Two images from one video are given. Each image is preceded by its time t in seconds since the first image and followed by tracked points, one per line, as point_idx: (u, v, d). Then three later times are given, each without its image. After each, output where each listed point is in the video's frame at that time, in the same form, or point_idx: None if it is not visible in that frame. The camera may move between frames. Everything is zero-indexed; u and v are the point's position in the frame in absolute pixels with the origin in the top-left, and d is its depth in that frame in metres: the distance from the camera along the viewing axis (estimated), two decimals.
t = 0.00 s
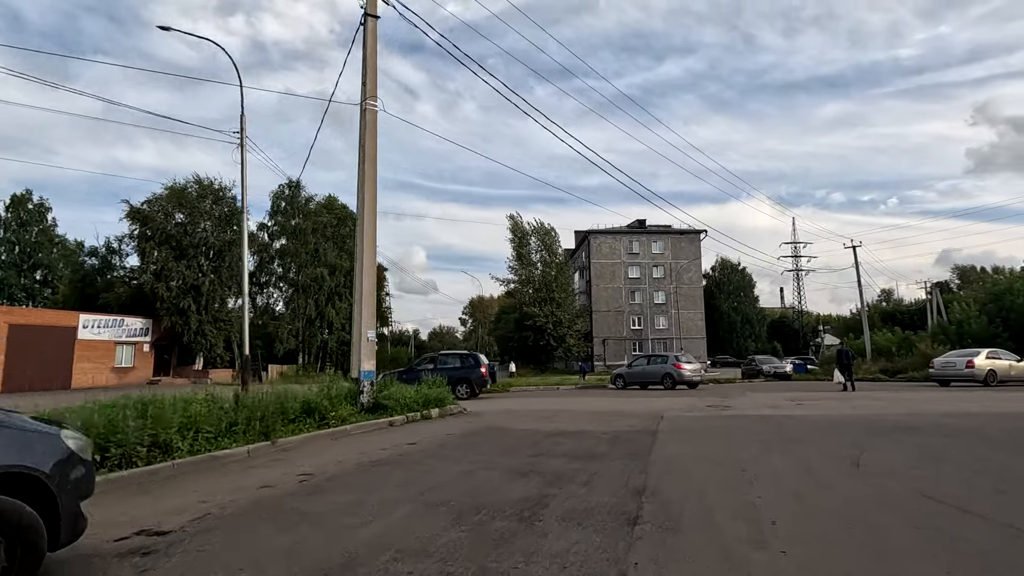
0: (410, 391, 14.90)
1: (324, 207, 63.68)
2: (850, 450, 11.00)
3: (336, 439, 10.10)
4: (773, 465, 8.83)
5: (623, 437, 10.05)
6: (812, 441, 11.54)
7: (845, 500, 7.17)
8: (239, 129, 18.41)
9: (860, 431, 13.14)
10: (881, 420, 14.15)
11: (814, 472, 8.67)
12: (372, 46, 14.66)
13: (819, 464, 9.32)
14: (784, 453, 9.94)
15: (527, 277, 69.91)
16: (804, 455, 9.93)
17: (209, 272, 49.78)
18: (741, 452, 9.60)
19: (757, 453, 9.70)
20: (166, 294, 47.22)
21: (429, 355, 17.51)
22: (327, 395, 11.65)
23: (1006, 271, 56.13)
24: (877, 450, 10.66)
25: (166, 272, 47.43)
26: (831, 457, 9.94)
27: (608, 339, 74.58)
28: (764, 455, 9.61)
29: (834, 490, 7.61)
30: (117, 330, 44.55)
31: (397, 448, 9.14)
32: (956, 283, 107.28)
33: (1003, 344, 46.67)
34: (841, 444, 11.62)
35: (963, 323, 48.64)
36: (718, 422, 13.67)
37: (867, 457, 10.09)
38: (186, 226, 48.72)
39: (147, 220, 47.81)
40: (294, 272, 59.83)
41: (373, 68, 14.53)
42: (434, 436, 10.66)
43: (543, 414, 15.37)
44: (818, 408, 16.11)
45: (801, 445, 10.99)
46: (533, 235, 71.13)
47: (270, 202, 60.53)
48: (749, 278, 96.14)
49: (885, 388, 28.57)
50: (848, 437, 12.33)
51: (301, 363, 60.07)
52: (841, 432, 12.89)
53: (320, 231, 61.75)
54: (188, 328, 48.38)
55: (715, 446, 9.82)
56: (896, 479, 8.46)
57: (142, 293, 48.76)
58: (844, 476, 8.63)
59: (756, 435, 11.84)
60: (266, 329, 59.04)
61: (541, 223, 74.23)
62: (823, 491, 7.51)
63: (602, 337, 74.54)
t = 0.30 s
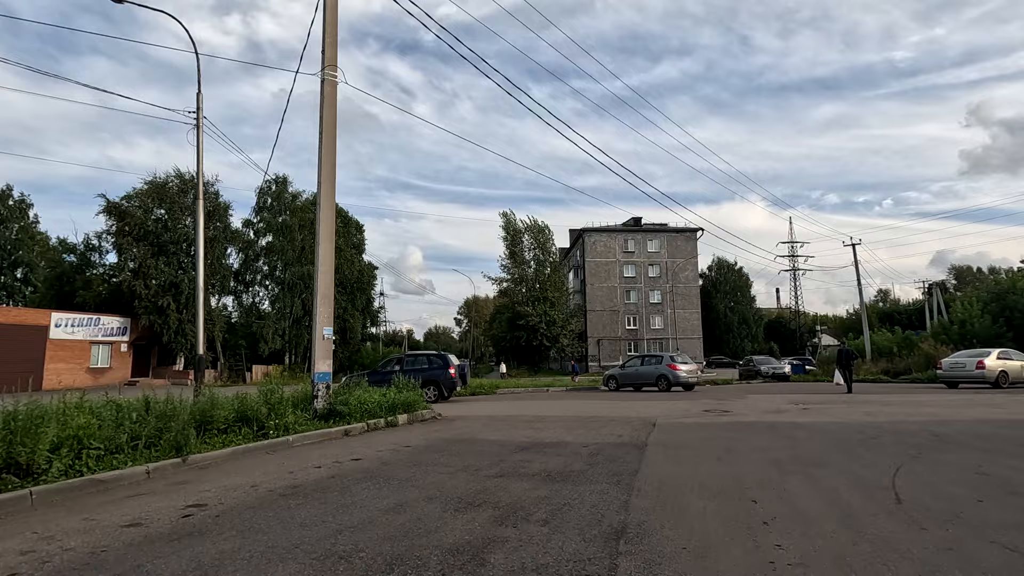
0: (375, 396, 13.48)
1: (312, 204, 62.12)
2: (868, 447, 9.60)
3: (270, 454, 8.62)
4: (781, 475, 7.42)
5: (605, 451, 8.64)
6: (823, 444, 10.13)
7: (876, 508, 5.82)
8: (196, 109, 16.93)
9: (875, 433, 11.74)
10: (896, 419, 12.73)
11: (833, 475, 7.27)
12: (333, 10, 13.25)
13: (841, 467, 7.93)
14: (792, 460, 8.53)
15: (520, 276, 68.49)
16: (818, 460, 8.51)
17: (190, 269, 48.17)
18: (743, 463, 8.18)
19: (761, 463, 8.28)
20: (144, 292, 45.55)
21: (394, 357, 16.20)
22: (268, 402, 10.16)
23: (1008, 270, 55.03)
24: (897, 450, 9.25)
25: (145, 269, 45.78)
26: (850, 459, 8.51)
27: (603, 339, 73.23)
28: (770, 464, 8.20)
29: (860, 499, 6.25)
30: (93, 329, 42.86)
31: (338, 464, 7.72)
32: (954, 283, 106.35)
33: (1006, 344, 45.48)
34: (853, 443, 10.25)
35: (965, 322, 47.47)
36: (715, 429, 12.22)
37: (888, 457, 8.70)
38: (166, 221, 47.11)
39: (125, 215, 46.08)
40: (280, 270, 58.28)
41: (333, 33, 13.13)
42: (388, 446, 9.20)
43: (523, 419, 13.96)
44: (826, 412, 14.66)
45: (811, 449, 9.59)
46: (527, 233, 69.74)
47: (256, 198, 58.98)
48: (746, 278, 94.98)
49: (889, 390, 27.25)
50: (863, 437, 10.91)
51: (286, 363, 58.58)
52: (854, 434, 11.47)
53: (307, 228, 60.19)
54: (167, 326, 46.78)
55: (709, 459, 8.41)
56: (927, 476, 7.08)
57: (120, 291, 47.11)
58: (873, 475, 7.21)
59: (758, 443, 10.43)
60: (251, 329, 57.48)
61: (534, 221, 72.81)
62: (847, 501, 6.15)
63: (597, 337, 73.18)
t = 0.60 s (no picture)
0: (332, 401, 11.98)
1: (298, 201, 60.49)
2: (892, 462, 8.24)
3: (182, 476, 7.16)
4: (797, 500, 6.13)
5: (584, 470, 7.21)
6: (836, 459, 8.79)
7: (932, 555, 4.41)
8: (146, 86, 15.42)
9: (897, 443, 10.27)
10: (918, 426, 11.26)
11: (860, 499, 6.00)
12: None
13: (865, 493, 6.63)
14: (805, 480, 7.23)
15: (512, 275, 67.02)
16: (835, 481, 7.21)
17: (169, 267, 46.46)
18: (748, 484, 6.88)
19: (769, 483, 7.00)
20: (120, 291, 43.93)
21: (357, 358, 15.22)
22: (190, 411, 8.66)
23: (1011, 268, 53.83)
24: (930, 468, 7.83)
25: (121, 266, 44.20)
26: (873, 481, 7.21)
27: (597, 339, 71.87)
28: (779, 485, 6.93)
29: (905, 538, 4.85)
30: (65, 329, 41.16)
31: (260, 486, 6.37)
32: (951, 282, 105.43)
33: (1010, 344, 44.26)
34: (874, 457, 8.87)
35: (967, 321, 46.23)
36: (713, 439, 10.80)
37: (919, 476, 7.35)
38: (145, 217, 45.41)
39: (100, 211, 44.34)
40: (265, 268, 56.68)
41: None
42: (330, 462, 7.83)
43: (499, 426, 12.53)
44: (836, 418, 13.19)
45: (824, 466, 8.26)
46: (519, 230, 68.28)
47: (241, 194, 57.33)
48: (742, 277, 93.72)
49: (895, 392, 25.88)
50: (885, 449, 9.46)
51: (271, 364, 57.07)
52: (873, 445, 10.01)
53: (293, 226, 58.45)
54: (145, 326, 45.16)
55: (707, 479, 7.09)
56: (980, 505, 5.71)
57: (95, 290, 45.41)
58: (909, 501, 5.91)
59: (761, 456, 9.10)
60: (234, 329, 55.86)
61: (527, 219, 71.31)
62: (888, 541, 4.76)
63: (591, 338, 71.79)
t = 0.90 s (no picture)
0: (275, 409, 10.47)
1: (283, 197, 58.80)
2: (928, 498, 6.80)
3: (43, 509, 5.68)
4: (821, 558, 4.77)
5: (551, 499, 5.83)
6: (858, 487, 7.37)
7: None
8: (80, 57, 13.92)
9: (924, 460, 8.81)
10: (944, 437, 9.80)
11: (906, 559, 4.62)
12: None
13: (911, 546, 5.19)
14: (827, 521, 5.84)
15: (503, 274, 65.61)
16: (864, 523, 5.83)
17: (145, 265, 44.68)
18: (756, 525, 5.50)
19: (782, 525, 5.61)
20: (92, 290, 42.30)
21: (311, 362, 14.22)
22: (75, 424, 7.11)
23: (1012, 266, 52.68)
24: (977, 506, 6.38)
25: (92, 263, 42.41)
26: (909, 524, 5.84)
27: (590, 339, 70.56)
28: (795, 528, 5.53)
29: None
30: (34, 329, 39.38)
31: (129, 526, 4.95)
32: (946, 281, 104.74)
33: (1011, 343, 43.14)
34: (902, 485, 7.42)
35: (968, 320, 45.07)
36: (710, 453, 9.37)
37: (970, 523, 5.90)
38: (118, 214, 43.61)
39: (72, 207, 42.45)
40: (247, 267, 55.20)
41: None
42: (241, 488, 6.36)
43: (468, 437, 11.13)
44: (848, 426, 11.72)
45: (847, 499, 6.83)
46: (510, 228, 66.79)
47: (223, 190, 55.54)
48: (737, 277, 92.58)
49: (899, 394, 24.62)
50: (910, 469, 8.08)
51: (254, 365, 55.53)
52: (896, 463, 8.55)
53: (278, 223, 56.60)
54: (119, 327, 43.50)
55: (706, 515, 5.70)
56: None
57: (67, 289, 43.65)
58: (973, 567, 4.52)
59: (769, 481, 7.67)
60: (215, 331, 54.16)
61: (519, 216, 69.78)
62: None
63: (583, 338, 70.45)
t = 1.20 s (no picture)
0: (202, 419, 9.01)
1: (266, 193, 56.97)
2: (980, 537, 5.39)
3: None
4: None
5: (499, 547, 4.39)
6: (893, 520, 5.96)
7: None
8: None
9: (961, 480, 7.45)
10: (978, 453, 8.46)
11: None
12: None
13: None
14: None
15: (493, 272, 64.15)
16: None
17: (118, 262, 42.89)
18: None
19: None
20: (60, 288, 40.40)
21: (261, 362, 13.26)
22: None
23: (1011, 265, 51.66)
24: None
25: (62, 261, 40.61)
26: None
27: (582, 339, 69.19)
28: None
29: None
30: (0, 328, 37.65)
31: None
32: (940, 280, 104.00)
33: (1012, 343, 42.04)
34: (941, 517, 6.06)
35: (967, 318, 44.00)
36: (707, 470, 7.96)
37: None
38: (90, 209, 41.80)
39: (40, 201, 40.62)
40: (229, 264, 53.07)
41: None
42: (104, 528, 4.91)
43: (429, 449, 9.74)
44: (863, 435, 10.32)
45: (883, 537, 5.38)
46: (500, 225, 65.32)
47: (203, 186, 53.77)
48: (731, 275, 91.42)
49: (904, 396, 23.35)
50: (949, 495, 6.72)
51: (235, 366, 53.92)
52: (929, 484, 7.15)
53: (261, 220, 54.90)
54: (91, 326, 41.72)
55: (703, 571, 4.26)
56: None
57: (36, 287, 41.83)
58: None
59: (782, 510, 6.27)
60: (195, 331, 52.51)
61: (509, 213, 68.37)
62: None
63: (575, 337, 69.09)
